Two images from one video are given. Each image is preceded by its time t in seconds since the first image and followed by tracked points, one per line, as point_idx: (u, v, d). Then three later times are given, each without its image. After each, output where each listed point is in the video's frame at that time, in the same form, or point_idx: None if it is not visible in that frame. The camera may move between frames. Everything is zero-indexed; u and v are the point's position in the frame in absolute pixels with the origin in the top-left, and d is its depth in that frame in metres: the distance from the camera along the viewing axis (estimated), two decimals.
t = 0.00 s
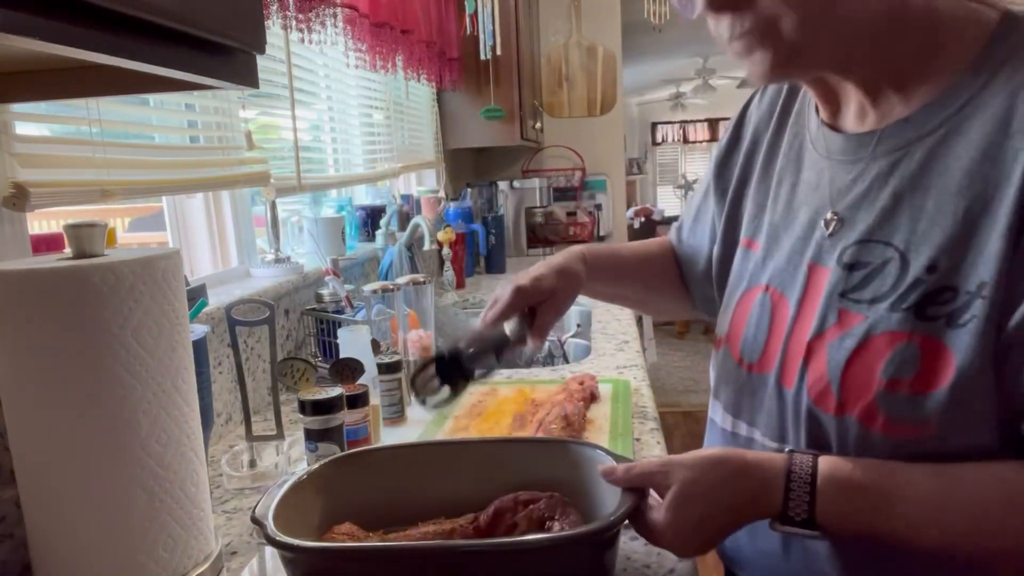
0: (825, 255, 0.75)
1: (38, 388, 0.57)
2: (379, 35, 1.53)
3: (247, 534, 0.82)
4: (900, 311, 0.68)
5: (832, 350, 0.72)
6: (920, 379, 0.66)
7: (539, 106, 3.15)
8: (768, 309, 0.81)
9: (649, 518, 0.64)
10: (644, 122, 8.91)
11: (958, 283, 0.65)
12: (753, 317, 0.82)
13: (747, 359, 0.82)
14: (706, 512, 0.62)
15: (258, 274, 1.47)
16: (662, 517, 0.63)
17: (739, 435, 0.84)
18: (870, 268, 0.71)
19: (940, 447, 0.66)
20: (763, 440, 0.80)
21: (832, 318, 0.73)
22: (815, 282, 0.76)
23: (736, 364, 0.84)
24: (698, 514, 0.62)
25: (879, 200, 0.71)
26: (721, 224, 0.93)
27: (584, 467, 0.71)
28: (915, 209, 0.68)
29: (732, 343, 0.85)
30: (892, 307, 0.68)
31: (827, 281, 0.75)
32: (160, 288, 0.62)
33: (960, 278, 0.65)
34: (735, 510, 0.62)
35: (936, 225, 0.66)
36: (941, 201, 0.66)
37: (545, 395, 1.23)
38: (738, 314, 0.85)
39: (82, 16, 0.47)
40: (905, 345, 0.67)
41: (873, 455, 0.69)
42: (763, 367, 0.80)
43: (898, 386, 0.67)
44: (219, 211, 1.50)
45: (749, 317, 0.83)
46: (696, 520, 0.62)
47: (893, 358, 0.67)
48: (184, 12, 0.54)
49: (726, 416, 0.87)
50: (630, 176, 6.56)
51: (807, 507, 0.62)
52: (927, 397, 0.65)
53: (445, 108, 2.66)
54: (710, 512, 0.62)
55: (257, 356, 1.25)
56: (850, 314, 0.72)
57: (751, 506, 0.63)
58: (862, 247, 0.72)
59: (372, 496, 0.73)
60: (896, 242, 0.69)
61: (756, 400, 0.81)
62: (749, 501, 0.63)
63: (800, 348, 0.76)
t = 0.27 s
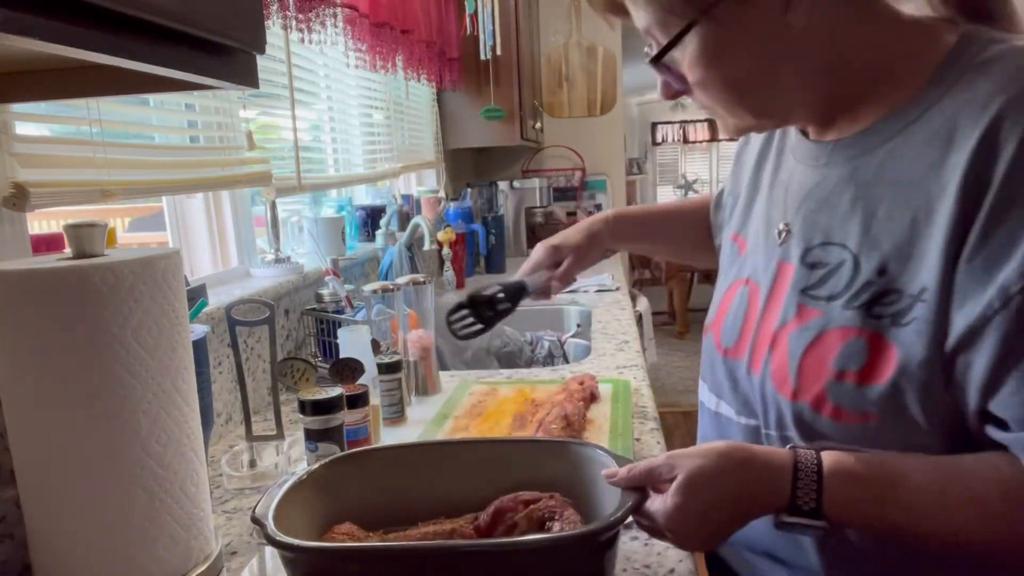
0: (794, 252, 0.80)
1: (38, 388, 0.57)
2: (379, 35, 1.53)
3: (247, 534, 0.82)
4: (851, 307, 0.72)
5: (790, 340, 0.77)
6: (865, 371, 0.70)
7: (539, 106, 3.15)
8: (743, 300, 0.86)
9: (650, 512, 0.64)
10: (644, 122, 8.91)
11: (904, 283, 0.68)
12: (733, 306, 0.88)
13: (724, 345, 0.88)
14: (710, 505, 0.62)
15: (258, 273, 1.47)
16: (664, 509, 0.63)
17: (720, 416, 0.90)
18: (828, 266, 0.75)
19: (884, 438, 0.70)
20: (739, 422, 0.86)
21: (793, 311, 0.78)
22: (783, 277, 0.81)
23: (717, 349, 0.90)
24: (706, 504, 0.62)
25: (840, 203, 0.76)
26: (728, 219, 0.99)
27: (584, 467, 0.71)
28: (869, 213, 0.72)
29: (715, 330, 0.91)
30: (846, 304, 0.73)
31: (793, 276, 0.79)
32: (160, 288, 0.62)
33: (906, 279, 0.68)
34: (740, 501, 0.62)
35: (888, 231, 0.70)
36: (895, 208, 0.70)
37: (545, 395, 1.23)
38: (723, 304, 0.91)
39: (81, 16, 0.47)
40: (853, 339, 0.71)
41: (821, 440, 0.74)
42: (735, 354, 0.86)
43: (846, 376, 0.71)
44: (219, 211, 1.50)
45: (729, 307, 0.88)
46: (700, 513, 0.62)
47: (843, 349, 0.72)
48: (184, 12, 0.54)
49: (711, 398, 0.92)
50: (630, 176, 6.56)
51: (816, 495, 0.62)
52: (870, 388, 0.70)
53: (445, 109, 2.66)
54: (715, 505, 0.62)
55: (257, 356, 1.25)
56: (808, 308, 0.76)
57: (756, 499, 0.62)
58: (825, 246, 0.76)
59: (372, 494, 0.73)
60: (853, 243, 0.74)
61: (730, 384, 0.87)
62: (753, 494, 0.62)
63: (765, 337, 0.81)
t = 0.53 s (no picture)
0: (762, 245, 0.82)
1: (38, 387, 0.57)
2: (379, 35, 1.53)
3: (247, 534, 0.82)
4: (802, 299, 0.74)
5: (751, 329, 0.79)
6: (812, 360, 0.72)
7: (539, 106, 3.15)
8: (723, 292, 0.88)
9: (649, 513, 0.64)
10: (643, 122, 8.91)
11: (850, 277, 0.70)
12: (715, 296, 0.90)
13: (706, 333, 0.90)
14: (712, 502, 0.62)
15: (258, 273, 1.47)
16: (664, 507, 0.62)
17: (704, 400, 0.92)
18: (786, 259, 0.77)
19: (831, 421, 0.73)
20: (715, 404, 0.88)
21: (756, 302, 0.80)
22: (751, 269, 0.83)
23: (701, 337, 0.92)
24: (706, 501, 0.62)
25: (801, 198, 0.77)
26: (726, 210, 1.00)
27: (584, 466, 0.71)
28: (823, 208, 0.74)
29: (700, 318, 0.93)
30: (798, 295, 0.75)
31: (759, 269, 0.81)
32: (160, 288, 0.62)
33: (852, 273, 0.70)
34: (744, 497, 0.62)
35: (839, 227, 0.72)
36: (847, 205, 0.71)
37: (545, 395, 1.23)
38: (708, 293, 0.93)
39: (80, 16, 0.47)
40: (803, 329, 0.73)
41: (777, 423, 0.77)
42: (711, 342, 0.88)
43: (795, 364, 0.73)
44: (219, 211, 1.50)
45: (712, 297, 0.91)
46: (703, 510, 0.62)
47: (794, 339, 0.74)
48: (184, 12, 0.54)
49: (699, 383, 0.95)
50: (630, 176, 6.56)
51: (819, 489, 0.62)
52: (817, 376, 0.72)
53: (445, 109, 2.67)
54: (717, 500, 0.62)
55: (257, 356, 1.25)
56: (769, 300, 0.78)
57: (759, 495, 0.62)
58: (786, 239, 0.78)
59: (372, 495, 0.73)
60: (808, 237, 0.75)
61: (708, 369, 0.89)
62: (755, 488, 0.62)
63: (731, 326, 0.83)
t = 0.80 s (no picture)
0: (750, 240, 0.83)
1: (38, 387, 0.57)
2: (379, 35, 1.53)
3: (247, 534, 0.82)
4: (786, 288, 0.75)
5: (741, 321, 0.80)
6: (798, 346, 0.73)
7: (539, 106, 3.15)
8: (716, 290, 0.89)
9: (668, 509, 0.64)
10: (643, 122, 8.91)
11: (832, 263, 0.71)
12: (709, 295, 0.91)
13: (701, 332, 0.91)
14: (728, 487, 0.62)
15: (258, 273, 1.47)
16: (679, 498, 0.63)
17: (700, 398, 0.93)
18: (771, 251, 0.78)
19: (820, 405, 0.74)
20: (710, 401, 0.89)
21: (745, 294, 0.81)
22: (740, 264, 0.84)
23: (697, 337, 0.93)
24: (722, 488, 0.62)
25: (784, 191, 0.78)
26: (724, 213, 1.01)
27: (584, 466, 0.71)
28: (805, 199, 0.75)
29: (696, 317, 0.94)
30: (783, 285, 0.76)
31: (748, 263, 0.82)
32: (160, 288, 0.62)
33: (834, 259, 0.71)
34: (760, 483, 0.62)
35: (820, 216, 0.73)
36: (825, 194, 0.73)
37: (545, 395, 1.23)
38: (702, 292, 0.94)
39: (80, 17, 0.47)
40: (789, 316, 0.74)
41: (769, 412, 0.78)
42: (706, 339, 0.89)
43: (782, 350, 0.74)
44: (219, 211, 1.50)
45: (706, 296, 0.92)
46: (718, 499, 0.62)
47: (781, 327, 0.75)
48: (184, 13, 0.54)
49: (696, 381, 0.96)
50: (630, 176, 6.56)
51: (833, 471, 0.62)
52: (803, 361, 0.73)
53: (445, 109, 2.66)
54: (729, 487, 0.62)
55: (257, 356, 1.25)
56: (757, 291, 0.79)
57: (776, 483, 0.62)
58: (770, 232, 0.79)
59: (373, 495, 0.73)
60: (792, 229, 0.76)
61: (703, 367, 0.90)
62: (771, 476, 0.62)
63: (723, 320, 0.84)
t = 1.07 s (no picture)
0: (740, 242, 0.84)
1: (38, 388, 0.57)
2: (379, 35, 1.53)
3: (247, 534, 0.82)
4: (774, 285, 0.75)
5: (732, 321, 0.81)
6: (788, 340, 0.73)
7: (539, 106, 3.15)
8: (709, 293, 0.90)
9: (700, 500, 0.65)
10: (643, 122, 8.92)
11: (819, 259, 0.72)
12: (703, 299, 0.92)
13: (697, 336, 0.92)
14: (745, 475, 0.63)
15: (258, 273, 1.47)
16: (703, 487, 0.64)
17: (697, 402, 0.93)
18: (759, 250, 0.79)
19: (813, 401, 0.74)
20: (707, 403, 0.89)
21: (735, 294, 0.82)
22: (731, 265, 0.85)
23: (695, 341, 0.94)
24: (740, 477, 0.63)
25: (772, 191, 0.79)
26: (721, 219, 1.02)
27: (584, 466, 0.71)
28: (791, 198, 0.76)
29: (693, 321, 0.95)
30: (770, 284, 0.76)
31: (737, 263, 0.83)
32: (160, 288, 0.62)
33: (819, 255, 0.71)
34: (778, 471, 0.63)
35: (804, 214, 0.74)
36: (810, 192, 0.73)
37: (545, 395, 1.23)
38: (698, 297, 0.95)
39: (80, 17, 0.47)
40: (777, 313, 0.75)
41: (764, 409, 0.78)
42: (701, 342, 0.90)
43: (771, 346, 0.75)
44: (219, 211, 1.50)
45: (701, 299, 0.92)
46: (737, 488, 0.63)
47: (770, 324, 0.75)
48: (184, 12, 0.54)
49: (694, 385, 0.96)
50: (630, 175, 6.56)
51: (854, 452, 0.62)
52: (793, 356, 0.73)
53: (445, 109, 2.66)
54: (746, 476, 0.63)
55: (257, 356, 1.25)
56: (747, 290, 0.80)
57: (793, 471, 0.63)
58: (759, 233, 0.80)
59: (373, 496, 0.73)
60: (779, 228, 0.77)
61: (699, 369, 0.90)
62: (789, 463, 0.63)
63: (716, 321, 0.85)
